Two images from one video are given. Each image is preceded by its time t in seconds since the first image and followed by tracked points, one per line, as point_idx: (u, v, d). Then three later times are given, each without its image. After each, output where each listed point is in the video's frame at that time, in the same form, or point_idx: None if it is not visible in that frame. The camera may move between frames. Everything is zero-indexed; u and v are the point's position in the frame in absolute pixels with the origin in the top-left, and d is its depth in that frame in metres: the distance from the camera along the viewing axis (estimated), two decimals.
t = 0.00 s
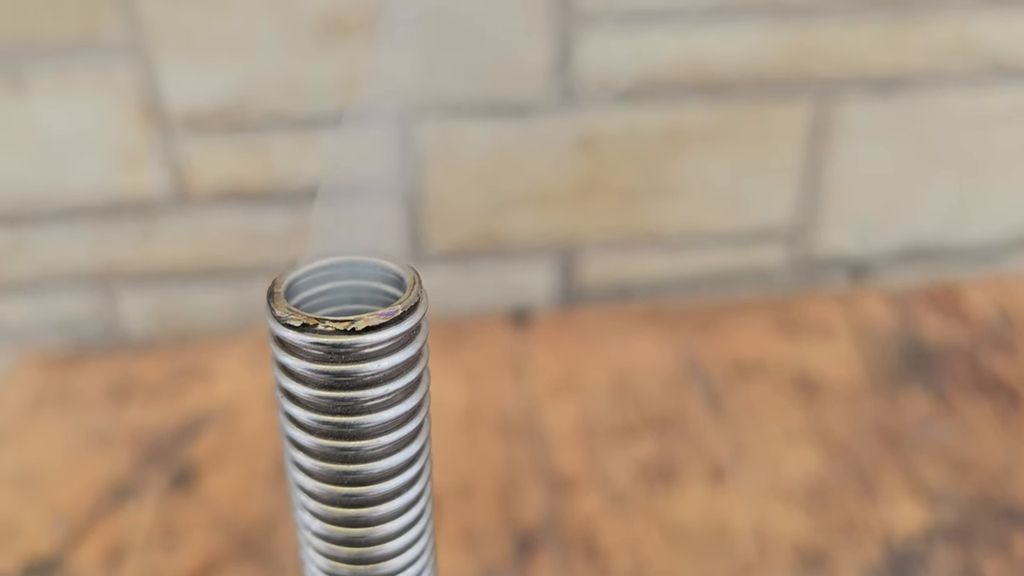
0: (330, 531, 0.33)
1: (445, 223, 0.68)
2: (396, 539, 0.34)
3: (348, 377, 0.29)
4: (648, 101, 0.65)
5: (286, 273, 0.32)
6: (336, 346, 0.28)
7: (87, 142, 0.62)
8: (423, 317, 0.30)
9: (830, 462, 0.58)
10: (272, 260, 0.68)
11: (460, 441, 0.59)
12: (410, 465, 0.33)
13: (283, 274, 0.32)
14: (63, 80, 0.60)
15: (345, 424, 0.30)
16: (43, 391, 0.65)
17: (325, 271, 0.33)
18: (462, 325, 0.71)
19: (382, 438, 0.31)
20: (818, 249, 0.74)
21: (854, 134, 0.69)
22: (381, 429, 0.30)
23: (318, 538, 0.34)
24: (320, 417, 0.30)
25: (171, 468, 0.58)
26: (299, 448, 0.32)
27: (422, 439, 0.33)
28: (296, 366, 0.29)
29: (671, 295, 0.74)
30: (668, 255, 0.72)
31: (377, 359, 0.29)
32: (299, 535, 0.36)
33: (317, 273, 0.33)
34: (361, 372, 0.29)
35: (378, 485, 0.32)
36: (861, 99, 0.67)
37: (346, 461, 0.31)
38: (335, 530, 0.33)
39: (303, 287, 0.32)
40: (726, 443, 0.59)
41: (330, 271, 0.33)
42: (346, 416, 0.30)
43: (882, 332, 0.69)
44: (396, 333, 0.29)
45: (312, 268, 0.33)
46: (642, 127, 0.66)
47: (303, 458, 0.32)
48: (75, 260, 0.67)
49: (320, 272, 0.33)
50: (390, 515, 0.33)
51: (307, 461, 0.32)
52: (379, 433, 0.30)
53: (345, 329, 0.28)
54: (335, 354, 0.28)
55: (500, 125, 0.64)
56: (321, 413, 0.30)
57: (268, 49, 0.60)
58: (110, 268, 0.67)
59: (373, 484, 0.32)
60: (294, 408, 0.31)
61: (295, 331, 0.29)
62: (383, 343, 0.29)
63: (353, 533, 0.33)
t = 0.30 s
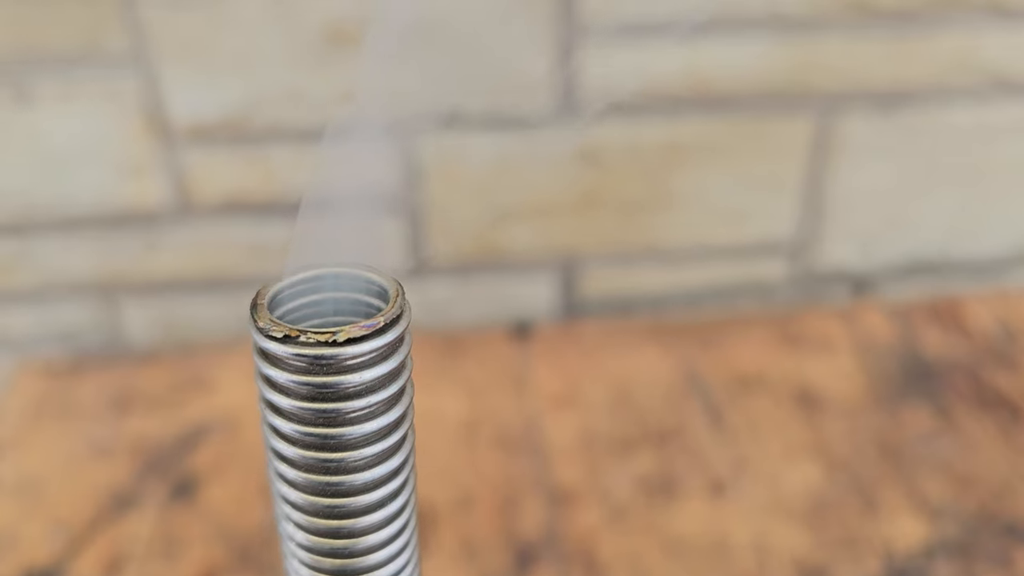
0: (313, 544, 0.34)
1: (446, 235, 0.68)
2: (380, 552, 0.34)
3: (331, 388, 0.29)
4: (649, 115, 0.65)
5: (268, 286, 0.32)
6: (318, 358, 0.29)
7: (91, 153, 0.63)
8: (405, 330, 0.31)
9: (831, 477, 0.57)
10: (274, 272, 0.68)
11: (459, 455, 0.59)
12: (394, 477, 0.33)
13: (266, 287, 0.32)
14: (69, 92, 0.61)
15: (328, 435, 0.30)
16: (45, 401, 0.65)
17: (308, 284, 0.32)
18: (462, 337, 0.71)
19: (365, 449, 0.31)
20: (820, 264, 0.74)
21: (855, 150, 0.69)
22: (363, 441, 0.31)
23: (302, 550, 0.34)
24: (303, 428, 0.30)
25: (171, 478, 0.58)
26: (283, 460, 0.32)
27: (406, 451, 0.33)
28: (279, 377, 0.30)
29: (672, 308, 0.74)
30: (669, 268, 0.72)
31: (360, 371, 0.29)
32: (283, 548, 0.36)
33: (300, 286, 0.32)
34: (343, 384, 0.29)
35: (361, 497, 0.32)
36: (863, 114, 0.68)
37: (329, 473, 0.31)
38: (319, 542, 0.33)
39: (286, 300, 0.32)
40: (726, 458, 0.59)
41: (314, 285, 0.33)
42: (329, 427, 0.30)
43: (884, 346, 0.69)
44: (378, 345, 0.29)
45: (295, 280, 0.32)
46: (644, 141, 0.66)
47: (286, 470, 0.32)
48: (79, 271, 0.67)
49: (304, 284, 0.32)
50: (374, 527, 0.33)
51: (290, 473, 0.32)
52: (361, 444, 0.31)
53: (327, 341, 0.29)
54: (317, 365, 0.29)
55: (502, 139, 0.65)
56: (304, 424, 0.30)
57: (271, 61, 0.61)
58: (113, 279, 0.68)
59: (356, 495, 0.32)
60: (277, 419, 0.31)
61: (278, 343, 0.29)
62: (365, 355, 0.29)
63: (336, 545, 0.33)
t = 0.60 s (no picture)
0: (306, 532, 0.35)
1: (447, 241, 0.68)
2: (372, 540, 0.35)
3: (323, 377, 0.30)
4: (652, 122, 0.65)
5: (262, 278, 0.33)
6: (310, 347, 0.30)
7: (96, 158, 0.63)
8: (395, 321, 0.31)
9: (832, 484, 0.57)
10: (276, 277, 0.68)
11: (459, 460, 0.59)
12: (385, 466, 0.34)
13: (261, 278, 0.33)
14: (74, 97, 0.61)
15: (320, 423, 0.31)
16: (47, 405, 0.65)
17: (301, 276, 0.34)
18: (463, 344, 0.71)
19: (356, 438, 0.32)
20: (821, 272, 0.74)
21: (856, 158, 0.69)
22: (355, 430, 0.32)
23: (295, 539, 0.35)
24: (296, 417, 0.31)
25: (172, 482, 0.58)
26: (276, 449, 0.33)
27: (397, 441, 0.34)
28: (273, 367, 0.31)
29: (673, 316, 0.74)
30: (670, 275, 0.72)
31: (351, 360, 0.30)
32: (276, 538, 0.38)
33: (292, 278, 0.34)
34: (335, 373, 0.30)
35: (353, 485, 0.33)
36: (865, 122, 0.68)
37: (321, 461, 0.32)
38: (312, 530, 0.34)
39: (279, 292, 0.34)
40: (727, 465, 0.59)
41: (306, 277, 0.34)
42: (321, 416, 0.31)
43: (885, 354, 0.69)
44: (369, 335, 0.30)
45: (288, 272, 0.34)
46: (646, 148, 0.66)
47: (279, 459, 0.33)
48: (82, 275, 0.67)
49: (295, 277, 0.34)
50: (365, 514, 0.34)
51: (284, 463, 0.33)
52: (353, 433, 0.32)
53: (319, 330, 0.30)
54: (310, 355, 0.30)
55: (504, 146, 0.65)
56: (297, 413, 0.31)
57: (273, 67, 0.61)
58: (116, 283, 0.68)
59: (348, 484, 0.33)
60: (271, 409, 0.32)
61: (271, 332, 0.30)
62: (356, 344, 0.30)
63: (329, 532, 0.34)
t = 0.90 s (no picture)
0: (313, 522, 0.35)
1: (451, 250, 0.69)
2: (375, 529, 0.36)
3: (330, 372, 0.31)
4: (654, 135, 0.66)
5: (274, 278, 0.34)
6: (318, 343, 0.31)
7: (106, 167, 0.64)
8: (399, 319, 0.32)
9: (831, 493, 0.58)
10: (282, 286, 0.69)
11: (461, 467, 0.60)
12: (388, 458, 0.35)
13: (272, 278, 0.34)
14: (85, 107, 0.62)
15: (327, 416, 0.32)
16: (54, 411, 0.66)
17: (311, 278, 0.35)
18: (466, 353, 0.72)
19: (361, 431, 0.33)
20: (821, 284, 0.74)
21: (855, 172, 0.70)
22: (359, 423, 0.33)
23: (302, 528, 0.36)
24: (305, 410, 0.32)
25: (178, 487, 0.59)
26: (285, 441, 0.34)
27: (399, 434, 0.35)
28: (283, 362, 0.32)
29: (674, 326, 0.75)
30: (672, 286, 0.73)
31: (356, 356, 0.31)
32: (284, 528, 0.38)
33: (303, 279, 0.35)
34: (341, 368, 0.31)
35: (357, 476, 0.34)
36: (865, 136, 0.68)
37: (327, 453, 0.33)
38: (318, 519, 0.35)
39: (290, 292, 0.34)
40: (726, 474, 0.59)
41: (315, 279, 0.35)
42: (327, 409, 0.32)
43: (885, 365, 0.69)
44: (373, 332, 0.31)
45: (299, 273, 0.35)
46: (648, 160, 0.67)
47: (288, 450, 0.34)
48: (91, 283, 0.68)
49: (306, 279, 0.35)
50: (369, 505, 0.35)
51: (293, 454, 0.34)
52: (357, 426, 0.33)
53: (326, 328, 0.30)
54: (317, 350, 0.31)
55: (507, 158, 0.66)
56: (306, 406, 0.32)
57: (281, 79, 0.62)
58: (125, 291, 0.69)
59: (352, 475, 0.34)
60: (280, 402, 0.33)
61: (281, 329, 0.31)
62: (361, 341, 0.31)
63: (334, 522, 0.35)
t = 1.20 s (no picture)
0: (321, 507, 0.36)
1: (455, 255, 0.71)
2: (380, 515, 0.37)
3: (338, 365, 0.32)
4: (654, 143, 0.67)
5: (286, 277, 0.35)
6: (327, 337, 0.32)
7: (116, 173, 0.65)
8: (404, 316, 0.33)
9: (828, 496, 0.59)
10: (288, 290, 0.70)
11: (463, 469, 0.61)
12: (393, 447, 0.36)
13: (284, 277, 0.35)
14: (96, 114, 0.63)
15: (335, 407, 0.33)
16: (63, 412, 0.67)
17: (321, 278, 0.36)
18: (469, 357, 0.73)
19: (367, 421, 0.34)
20: (819, 290, 0.75)
21: (853, 181, 0.71)
22: (366, 413, 0.34)
23: (310, 514, 0.37)
24: (314, 401, 0.33)
25: (184, 488, 0.60)
26: (295, 430, 0.35)
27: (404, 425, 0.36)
28: (295, 356, 0.33)
29: (674, 331, 0.76)
30: (672, 292, 0.74)
31: (363, 350, 0.32)
32: (293, 514, 0.39)
33: (313, 279, 0.36)
34: (349, 362, 0.32)
35: (364, 464, 0.35)
36: (862, 145, 0.70)
37: (335, 442, 0.34)
38: (326, 505, 0.36)
39: (301, 291, 0.36)
40: (724, 476, 0.60)
41: (324, 279, 0.36)
42: (336, 400, 0.33)
43: (882, 370, 0.70)
44: (379, 328, 0.32)
45: (309, 274, 0.36)
46: (648, 168, 0.68)
47: (298, 439, 0.35)
48: (100, 286, 0.69)
49: (317, 279, 0.36)
50: (375, 491, 0.36)
51: (303, 442, 0.35)
52: (364, 416, 0.34)
53: (335, 323, 0.31)
54: (327, 344, 0.32)
55: (510, 165, 0.67)
56: (316, 397, 0.33)
57: (289, 87, 0.63)
58: (133, 294, 0.70)
59: (359, 463, 0.35)
60: (291, 394, 0.34)
61: (293, 325, 0.32)
62: (368, 336, 0.32)
63: (341, 508, 0.36)
